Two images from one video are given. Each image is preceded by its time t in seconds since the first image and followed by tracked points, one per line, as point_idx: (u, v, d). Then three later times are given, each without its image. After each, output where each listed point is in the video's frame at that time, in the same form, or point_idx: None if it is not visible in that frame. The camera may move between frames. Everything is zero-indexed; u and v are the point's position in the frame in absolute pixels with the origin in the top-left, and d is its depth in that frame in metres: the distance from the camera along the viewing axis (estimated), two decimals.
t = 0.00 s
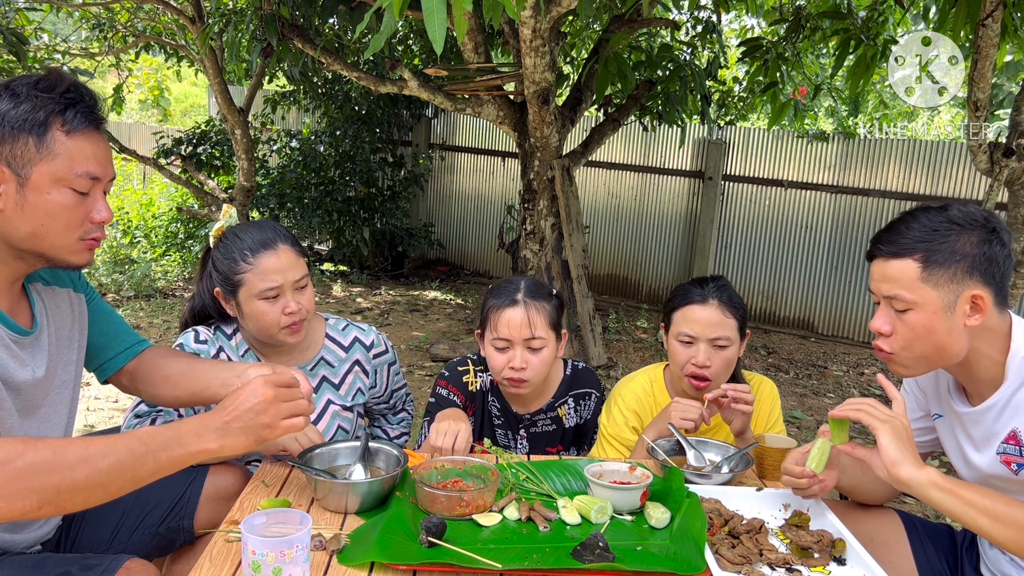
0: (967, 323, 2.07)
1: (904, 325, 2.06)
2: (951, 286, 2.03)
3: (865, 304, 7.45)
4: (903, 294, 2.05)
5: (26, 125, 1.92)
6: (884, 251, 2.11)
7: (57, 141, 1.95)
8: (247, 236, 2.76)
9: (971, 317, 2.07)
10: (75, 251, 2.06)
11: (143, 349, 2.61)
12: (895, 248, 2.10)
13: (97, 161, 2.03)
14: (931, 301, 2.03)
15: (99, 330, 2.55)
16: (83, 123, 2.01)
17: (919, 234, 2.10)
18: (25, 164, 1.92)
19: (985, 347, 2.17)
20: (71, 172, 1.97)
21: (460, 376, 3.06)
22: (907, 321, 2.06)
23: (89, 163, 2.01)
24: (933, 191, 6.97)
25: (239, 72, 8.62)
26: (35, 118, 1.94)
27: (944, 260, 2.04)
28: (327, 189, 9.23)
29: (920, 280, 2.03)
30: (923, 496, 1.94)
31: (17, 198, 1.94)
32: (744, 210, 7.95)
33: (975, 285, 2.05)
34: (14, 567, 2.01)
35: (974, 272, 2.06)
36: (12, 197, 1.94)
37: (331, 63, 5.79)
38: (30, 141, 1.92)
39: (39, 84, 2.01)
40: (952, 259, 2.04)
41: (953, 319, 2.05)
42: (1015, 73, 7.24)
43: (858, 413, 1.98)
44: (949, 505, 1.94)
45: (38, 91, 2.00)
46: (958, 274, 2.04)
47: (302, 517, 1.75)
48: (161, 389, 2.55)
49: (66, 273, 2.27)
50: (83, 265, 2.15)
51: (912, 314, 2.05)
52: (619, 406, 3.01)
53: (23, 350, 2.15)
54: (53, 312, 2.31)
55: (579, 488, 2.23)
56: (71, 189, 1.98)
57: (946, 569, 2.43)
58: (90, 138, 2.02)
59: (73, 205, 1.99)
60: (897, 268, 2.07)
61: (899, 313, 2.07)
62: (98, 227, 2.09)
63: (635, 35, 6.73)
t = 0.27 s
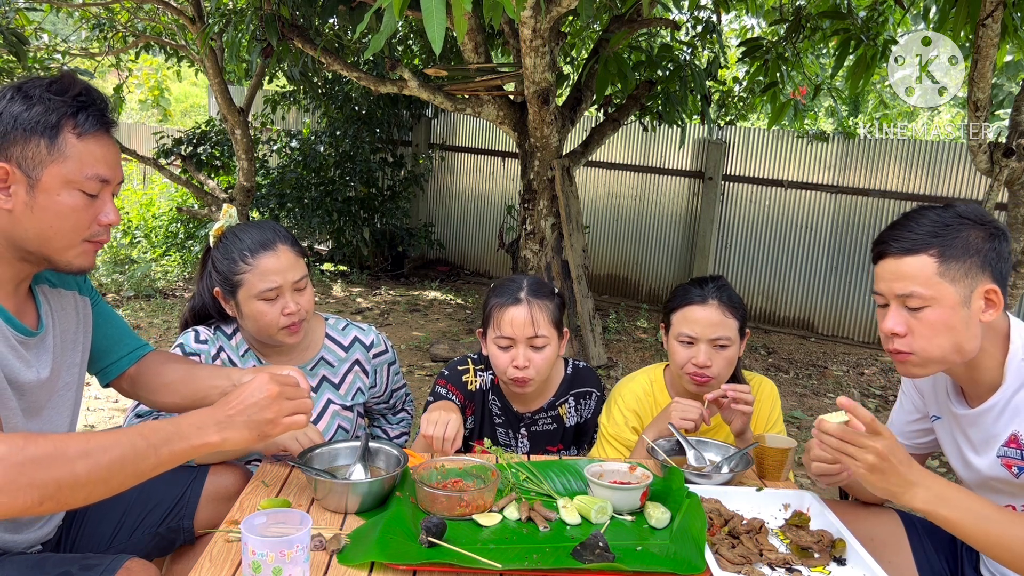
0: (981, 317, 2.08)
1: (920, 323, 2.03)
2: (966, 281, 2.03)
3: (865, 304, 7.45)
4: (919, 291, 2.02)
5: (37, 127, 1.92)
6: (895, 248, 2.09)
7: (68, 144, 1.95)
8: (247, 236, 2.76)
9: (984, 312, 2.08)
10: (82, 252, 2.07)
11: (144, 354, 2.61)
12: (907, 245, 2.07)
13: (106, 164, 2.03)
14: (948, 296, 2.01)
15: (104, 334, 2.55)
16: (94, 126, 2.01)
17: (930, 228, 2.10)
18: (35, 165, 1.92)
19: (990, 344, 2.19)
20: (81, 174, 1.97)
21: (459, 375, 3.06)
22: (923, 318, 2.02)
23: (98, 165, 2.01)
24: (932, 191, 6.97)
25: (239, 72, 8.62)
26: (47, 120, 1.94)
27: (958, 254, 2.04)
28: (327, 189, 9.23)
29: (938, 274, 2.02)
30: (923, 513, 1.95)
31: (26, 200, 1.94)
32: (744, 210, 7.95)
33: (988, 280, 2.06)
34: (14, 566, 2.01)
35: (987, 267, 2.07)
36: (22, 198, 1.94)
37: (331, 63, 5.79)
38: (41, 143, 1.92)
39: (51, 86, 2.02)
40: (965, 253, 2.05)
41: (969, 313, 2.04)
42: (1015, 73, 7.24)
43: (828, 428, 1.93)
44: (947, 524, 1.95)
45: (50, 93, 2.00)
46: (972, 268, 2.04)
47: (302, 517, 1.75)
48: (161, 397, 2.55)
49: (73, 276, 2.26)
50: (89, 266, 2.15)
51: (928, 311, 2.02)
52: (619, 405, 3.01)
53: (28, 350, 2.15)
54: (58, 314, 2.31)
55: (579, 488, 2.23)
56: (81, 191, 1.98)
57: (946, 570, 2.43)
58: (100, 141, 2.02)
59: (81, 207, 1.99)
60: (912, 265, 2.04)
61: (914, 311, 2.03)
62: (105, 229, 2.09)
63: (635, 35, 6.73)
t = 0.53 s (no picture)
0: (982, 320, 2.09)
1: (923, 325, 2.01)
2: (970, 282, 2.03)
3: (866, 304, 7.45)
4: (923, 292, 2.01)
5: (46, 129, 1.93)
6: (898, 249, 2.07)
7: (77, 148, 1.96)
8: (247, 236, 2.76)
9: (985, 315, 2.09)
10: (88, 254, 2.07)
11: (145, 357, 2.62)
12: (909, 246, 2.07)
13: (115, 168, 2.05)
14: (951, 298, 2.01)
15: (105, 337, 2.55)
16: (104, 130, 2.02)
17: (932, 229, 2.10)
18: (44, 167, 1.93)
19: (989, 348, 2.18)
20: (90, 177, 1.98)
21: (456, 376, 3.08)
22: (927, 320, 2.01)
23: (107, 169, 2.02)
24: (932, 191, 6.97)
25: (239, 72, 8.61)
26: (57, 123, 1.94)
27: (961, 255, 2.05)
28: (327, 189, 9.23)
29: (943, 276, 2.01)
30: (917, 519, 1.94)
31: (34, 202, 1.94)
32: (744, 210, 7.95)
33: (989, 282, 2.07)
34: (14, 566, 2.01)
35: (989, 270, 2.08)
36: (30, 200, 1.94)
37: (331, 63, 5.79)
38: (50, 146, 1.93)
39: (63, 90, 2.03)
40: (968, 255, 2.06)
41: (971, 317, 2.04)
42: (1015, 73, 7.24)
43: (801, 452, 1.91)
44: (943, 529, 1.95)
45: (61, 96, 2.01)
46: (974, 271, 2.05)
47: (302, 517, 1.75)
48: (163, 400, 2.55)
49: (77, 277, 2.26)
50: (92, 268, 2.15)
51: (932, 312, 2.00)
52: (619, 406, 3.01)
53: (31, 351, 2.15)
54: (62, 316, 2.31)
55: (579, 488, 2.23)
56: (89, 194, 1.99)
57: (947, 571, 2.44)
58: (109, 144, 2.03)
59: (89, 210, 2.00)
60: (916, 265, 2.03)
61: (917, 313, 2.02)
62: (111, 233, 2.10)
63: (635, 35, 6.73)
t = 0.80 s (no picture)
0: (989, 318, 2.10)
1: (933, 321, 2.02)
2: (977, 279, 2.04)
3: (866, 304, 7.44)
4: (933, 288, 2.01)
5: (59, 132, 1.92)
6: (907, 246, 2.07)
7: (90, 149, 1.95)
8: (247, 236, 2.76)
9: (992, 313, 2.10)
10: (99, 256, 2.07)
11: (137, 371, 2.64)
12: (918, 242, 2.06)
13: (125, 168, 2.05)
14: (960, 294, 2.01)
15: (101, 346, 2.55)
16: (115, 131, 2.02)
17: (939, 226, 2.10)
18: (59, 169, 1.92)
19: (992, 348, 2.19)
20: (102, 178, 1.98)
21: (456, 375, 3.10)
22: (937, 316, 2.01)
23: (118, 170, 2.02)
24: (932, 191, 6.97)
25: (239, 72, 8.61)
26: (71, 125, 1.94)
27: (969, 252, 2.06)
28: (327, 189, 9.22)
29: (952, 273, 2.02)
30: (907, 492, 1.96)
31: (48, 204, 1.93)
32: (744, 210, 7.95)
33: (994, 280, 2.09)
34: (14, 566, 2.02)
35: (994, 268, 2.10)
36: (43, 202, 1.93)
37: (331, 63, 5.79)
38: (64, 148, 1.92)
39: (74, 92, 2.03)
40: (976, 253, 2.07)
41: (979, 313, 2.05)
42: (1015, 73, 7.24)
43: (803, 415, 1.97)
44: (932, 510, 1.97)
45: (73, 99, 2.01)
46: (982, 266, 2.06)
47: (302, 517, 1.75)
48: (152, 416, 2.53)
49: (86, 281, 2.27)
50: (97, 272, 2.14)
51: (941, 309, 2.01)
52: (619, 405, 3.02)
53: (39, 354, 2.15)
54: (68, 320, 2.32)
55: (579, 488, 2.23)
56: (101, 195, 1.98)
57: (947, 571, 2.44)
58: (120, 145, 2.03)
59: (101, 211, 1.99)
60: (924, 262, 2.04)
61: (926, 309, 2.02)
62: (121, 234, 2.09)
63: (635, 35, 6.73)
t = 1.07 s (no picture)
0: (995, 313, 2.09)
1: (942, 310, 2.01)
2: (986, 271, 2.04)
3: (865, 304, 7.44)
4: (945, 277, 2.01)
5: (84, 137, 1.94)
6: (919, 233, 2.09)
7: (114, 153, 1.96)
8: (247, 236, 2.76)
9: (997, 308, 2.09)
10: (122, 259, 2.08)
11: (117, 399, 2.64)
12: (930, 230, 2.08)
13: (148, 172, 2.06)
14: (971, 285, 2.01)
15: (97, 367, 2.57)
16: (137, 136, 2.03)
17: (948, 217, 2.10)
18: (83, 173, 1.93)
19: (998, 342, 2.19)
20: (126, 182, 1.99)
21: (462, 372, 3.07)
22: (946, 305, 2.01)
23: (141, 174, 2.03)
24: (932, 191, 6.97)
25: (239, 72, 8.61)
26: (95, 131, 1.95)
27: (980, 244, 2.06)
28: (327, 189, 9.22)
29: (964, 262, 2.02)
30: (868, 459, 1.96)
31: (74, 208, 1.95)
32: (744, 210, 7.95)
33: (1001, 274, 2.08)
34: (14, 566, 2.01)
35: (1001, 262, 2.10)
36: (69, 207, 1.95)
37: (331, 63, 5.78)
38: (88, 153, 1.93)
39: (97, 98, 2.04)
40: (985, 245, 2.07)
41: (988, 307, 2.04)
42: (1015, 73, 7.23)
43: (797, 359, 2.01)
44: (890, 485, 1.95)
45: (96, 104, 2.02)
46: (989, 259, 2.06)
47: (302, 517, 1.75)
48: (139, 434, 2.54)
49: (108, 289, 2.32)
50: (123, 275, 2.15)
51: (951, 297, 2.01)
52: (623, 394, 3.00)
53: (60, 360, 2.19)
54: (88, 331, 2.36)
55: (579, 488, 2.23)
56: (125, 199, 2.00)
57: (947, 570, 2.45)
58: (142, 150, 2.04)
59: (125, 214, 2.01)
60: (937, 249, 2.04)
61: (937, 299, 2.02)
62: (144, 237, 2.10)
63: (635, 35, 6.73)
